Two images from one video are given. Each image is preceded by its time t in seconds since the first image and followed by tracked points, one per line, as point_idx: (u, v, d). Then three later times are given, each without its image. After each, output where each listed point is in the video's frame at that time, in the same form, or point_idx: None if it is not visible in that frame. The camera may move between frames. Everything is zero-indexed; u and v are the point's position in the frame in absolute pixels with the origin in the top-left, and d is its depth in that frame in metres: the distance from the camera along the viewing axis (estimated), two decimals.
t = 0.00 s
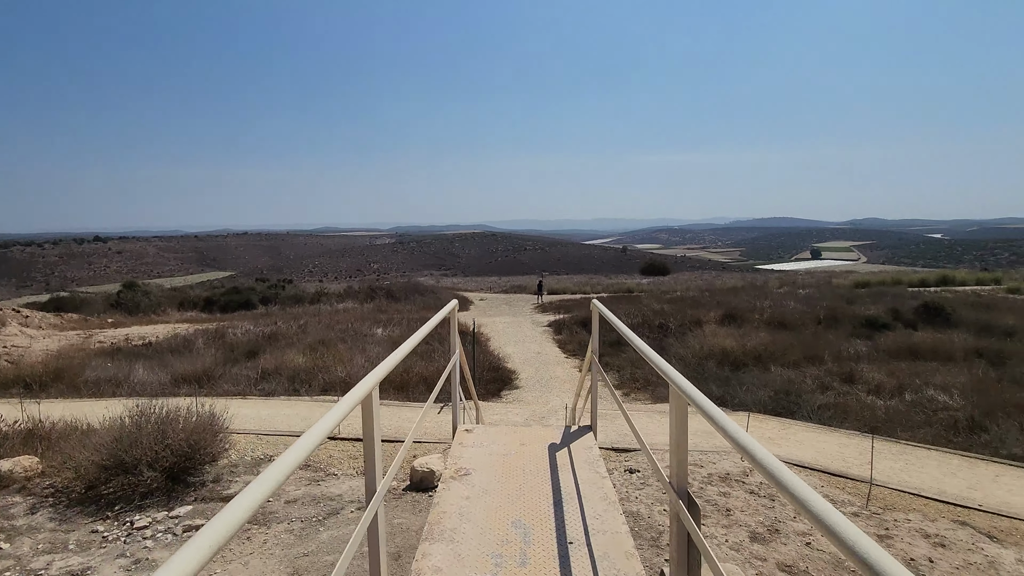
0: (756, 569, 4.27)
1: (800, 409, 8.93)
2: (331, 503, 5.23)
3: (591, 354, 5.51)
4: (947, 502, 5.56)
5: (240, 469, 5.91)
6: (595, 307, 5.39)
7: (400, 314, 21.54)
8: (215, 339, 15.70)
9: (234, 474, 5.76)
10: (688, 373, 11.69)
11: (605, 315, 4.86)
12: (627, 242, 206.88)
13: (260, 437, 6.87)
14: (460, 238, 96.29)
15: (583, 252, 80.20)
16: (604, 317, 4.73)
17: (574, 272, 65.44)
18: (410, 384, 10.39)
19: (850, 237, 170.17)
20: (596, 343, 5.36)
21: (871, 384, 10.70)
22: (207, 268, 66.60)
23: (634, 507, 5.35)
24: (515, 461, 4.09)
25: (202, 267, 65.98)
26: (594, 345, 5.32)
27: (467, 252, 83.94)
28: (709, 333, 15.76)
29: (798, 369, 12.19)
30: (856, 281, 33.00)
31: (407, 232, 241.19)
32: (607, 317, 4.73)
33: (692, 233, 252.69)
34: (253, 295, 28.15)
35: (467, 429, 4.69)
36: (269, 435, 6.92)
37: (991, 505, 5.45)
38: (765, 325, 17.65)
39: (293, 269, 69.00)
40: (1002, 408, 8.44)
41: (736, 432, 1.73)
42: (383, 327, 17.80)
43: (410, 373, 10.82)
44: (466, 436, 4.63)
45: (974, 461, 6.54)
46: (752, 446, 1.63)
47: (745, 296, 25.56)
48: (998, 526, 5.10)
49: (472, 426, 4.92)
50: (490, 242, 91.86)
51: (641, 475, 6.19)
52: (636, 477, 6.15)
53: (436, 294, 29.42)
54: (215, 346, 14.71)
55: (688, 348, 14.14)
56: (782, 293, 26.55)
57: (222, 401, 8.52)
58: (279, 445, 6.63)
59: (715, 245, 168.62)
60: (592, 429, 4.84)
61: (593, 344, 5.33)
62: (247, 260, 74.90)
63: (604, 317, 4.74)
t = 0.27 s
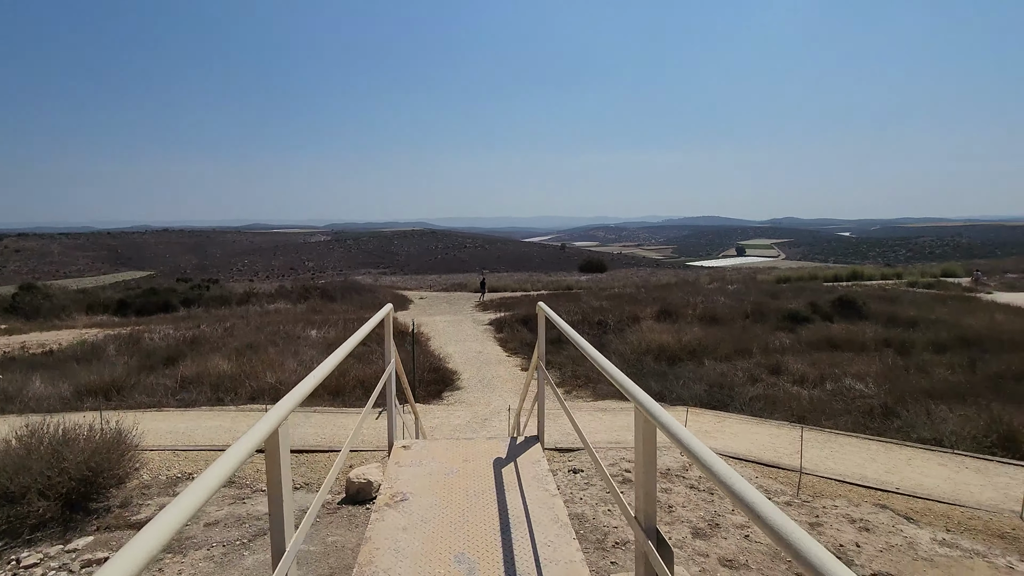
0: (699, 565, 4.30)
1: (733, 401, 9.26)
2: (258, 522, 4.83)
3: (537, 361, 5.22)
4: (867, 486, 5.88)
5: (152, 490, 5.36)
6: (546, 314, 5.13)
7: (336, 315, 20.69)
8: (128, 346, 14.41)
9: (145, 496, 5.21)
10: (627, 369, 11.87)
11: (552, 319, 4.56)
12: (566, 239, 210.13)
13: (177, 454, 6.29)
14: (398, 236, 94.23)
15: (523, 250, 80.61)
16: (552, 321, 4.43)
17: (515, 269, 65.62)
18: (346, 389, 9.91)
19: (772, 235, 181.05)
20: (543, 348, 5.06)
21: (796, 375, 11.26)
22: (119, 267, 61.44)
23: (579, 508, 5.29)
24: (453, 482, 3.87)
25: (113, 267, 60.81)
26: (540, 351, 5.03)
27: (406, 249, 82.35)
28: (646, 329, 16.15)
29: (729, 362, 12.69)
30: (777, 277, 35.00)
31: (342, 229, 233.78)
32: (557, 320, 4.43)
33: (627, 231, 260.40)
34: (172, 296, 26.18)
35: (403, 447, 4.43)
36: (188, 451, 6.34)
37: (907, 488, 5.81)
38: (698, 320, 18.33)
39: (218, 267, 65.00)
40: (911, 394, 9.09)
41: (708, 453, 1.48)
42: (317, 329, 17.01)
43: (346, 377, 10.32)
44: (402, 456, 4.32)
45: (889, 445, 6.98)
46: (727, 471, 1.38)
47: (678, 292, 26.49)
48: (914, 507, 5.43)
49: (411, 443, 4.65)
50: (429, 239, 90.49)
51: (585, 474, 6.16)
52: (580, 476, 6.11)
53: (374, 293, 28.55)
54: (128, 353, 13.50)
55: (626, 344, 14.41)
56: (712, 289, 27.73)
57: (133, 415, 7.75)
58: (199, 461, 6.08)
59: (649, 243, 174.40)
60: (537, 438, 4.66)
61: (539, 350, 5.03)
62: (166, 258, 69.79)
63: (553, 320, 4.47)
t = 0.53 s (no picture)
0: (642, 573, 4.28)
1: (669, 401, 9.47)
2: (171, 558, 4.38)
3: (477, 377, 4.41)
4: (795, 480, 6.12)
5: (41, 526, 4.72)
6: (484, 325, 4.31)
7: (264, 318, 19.57)
8: (21, 357, 12.93)
9: (34, 534, 4.59)
10: (567, 371, 11.90)
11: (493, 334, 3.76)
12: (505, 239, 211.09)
13: (76, 481, 5.61)
14: (332, 234, 91.06)
15: (463, 250, 80.09)
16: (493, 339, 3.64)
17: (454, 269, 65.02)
18: (274, 399, 9.31)
19: (700, 236, 189.89)
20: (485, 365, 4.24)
21: (726, 373, 11.70)
22: (13, 267, 55.48)
23: (521, 519, 5.17)
24: (387, 521, 3.04)
25: (6, 267, 54.83)
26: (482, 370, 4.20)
27: (341, 249, 79.84)
28: (584, 329, 16.34)
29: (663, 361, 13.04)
30: (706, 277, 36.68)
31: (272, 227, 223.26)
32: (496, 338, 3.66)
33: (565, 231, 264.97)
34: (77, 300, 23.89)
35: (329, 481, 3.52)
36: (88, 477, 5.67)
37: (832, 481, 6.08)
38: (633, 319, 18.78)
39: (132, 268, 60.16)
40: (830, 389, 9.63)
41: (652, 493, 1.25)
42: (243, 334, 15.99)
43: (274, 387, 9.70)
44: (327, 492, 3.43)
45: (813, 439, 7.32)
46: (677, 523, 1.12)
47: (615, 292, 27.10)
48: (838, 500, 5.69)
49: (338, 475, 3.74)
50: (366, 238, 88.01)
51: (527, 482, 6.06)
52: (522, 485, 6.00)
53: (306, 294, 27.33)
54: (21, 366, 12.09)
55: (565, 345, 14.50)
56: (647, 289, 28.58)
57: (23, 439, 6.89)
58: (101, 489, 5.45)
59: (586, 243, 178.17)
60: (482, 463, 3.94)
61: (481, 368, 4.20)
62: (70, 258, 63.79)
63: (492, 336, 3.70)
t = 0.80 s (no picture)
0: None
1: (614, 401, 9.57)
2: None
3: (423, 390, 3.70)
4: (737, 476, 6.28)
5: None
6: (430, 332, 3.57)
7: (191, 324, 18.33)
8: None
9: None
10: (513, 373, 11.78)
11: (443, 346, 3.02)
12: (448, 239, 209.32)
13: None
14: (267, 234, 87.04)
15: (405, 250, 78.63)
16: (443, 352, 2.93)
17: (397, 270, 63.66)
18: (201, 412, 8.64)
19: (639, 237, 195.76)
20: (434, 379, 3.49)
21: (667, 371, 11.95)
22: None
23: (470, 531, 5.00)
24: (325, 564, 2.75)
25: None
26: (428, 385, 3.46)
27: (277, 248, 76.48)
28: (529, 330, 16.32)
29: (608, 360, 13.21)
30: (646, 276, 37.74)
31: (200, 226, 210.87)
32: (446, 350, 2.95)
33: (509, 231, 265.96)
34: None
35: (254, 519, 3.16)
36: None
37: (770, 476, 6.28)
38: (577, 319, 18.98)
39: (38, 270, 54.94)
40: (765, 385, 10.01)
41: (615, 530, 1.09)
42: (167, 341, 14.89)
43: (201, 398, 9.02)
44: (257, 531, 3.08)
45: (752, 435, 7.56)
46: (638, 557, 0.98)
47: (559, 292, 27.35)
48: (777, 494, 5.88)
49: (266, 509, 3.38)
50: (303, 238, 84.75)
51: (474, 490, 5.91)
52: (470, 493, 5.84)
53: (238, 297, 25.86)
54: None
55: (511, 346, 14.41)
56: (590, 288, 29.02)
57: None
58: None
59: (529, 243, 179.74)
60: (431, 485, 3.55)
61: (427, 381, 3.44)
62: None
63: (438, 349, 3.02)
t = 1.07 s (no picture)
0: None
1: (564, 403, 9.53)
2: None
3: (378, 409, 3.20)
4: (686, 476, 6.35)
5: None
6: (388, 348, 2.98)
7: (107, 333, 16.86)
8: None
9: None
10: (461, 377, 11.53)
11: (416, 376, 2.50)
12: (390, 241, 205.31)
13: None
14: (194, 234, 82.08)
15: (345, 252, 76.33)
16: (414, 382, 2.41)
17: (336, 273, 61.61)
18: (118, 431, 7.85)
19: (580, 239, 199.60)
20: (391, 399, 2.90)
21: (614, 372, 12.07)
22: None
23: (421, 548, 4.77)
24: None
25: None
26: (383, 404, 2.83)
27: (205, 250, 72.22)
28: (476, 333, 16.12)
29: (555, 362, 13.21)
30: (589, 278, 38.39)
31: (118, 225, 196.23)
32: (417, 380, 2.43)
33: (452, 233, 264.11)
34: None
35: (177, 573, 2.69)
36: None
37: (718, 474, 6.39)
38: (524, 321, 18.96)
39: None
40: (707, 383, 10.28)
41: None
42: (79, 352, 13.60)
43: (118, 415, 8.21)
44: None
45: (698, 433, 7.70)
46: None
47: (505, 294, 27.30)
48: (725, 492, 5.98)
49: (191, 556, 2.93)
50: (234, 239, 80.53)
51: (424, 504, 5.67)
52: (420, 506, 5.60)
53: (162, 303, 24.11)
54: None
55: (458, 350, 14.15)
56: (535, 290, 29.15)
57: None
58: None
59: (472, 245, 179.21)
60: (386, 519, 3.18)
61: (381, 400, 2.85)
62: None
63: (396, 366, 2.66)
